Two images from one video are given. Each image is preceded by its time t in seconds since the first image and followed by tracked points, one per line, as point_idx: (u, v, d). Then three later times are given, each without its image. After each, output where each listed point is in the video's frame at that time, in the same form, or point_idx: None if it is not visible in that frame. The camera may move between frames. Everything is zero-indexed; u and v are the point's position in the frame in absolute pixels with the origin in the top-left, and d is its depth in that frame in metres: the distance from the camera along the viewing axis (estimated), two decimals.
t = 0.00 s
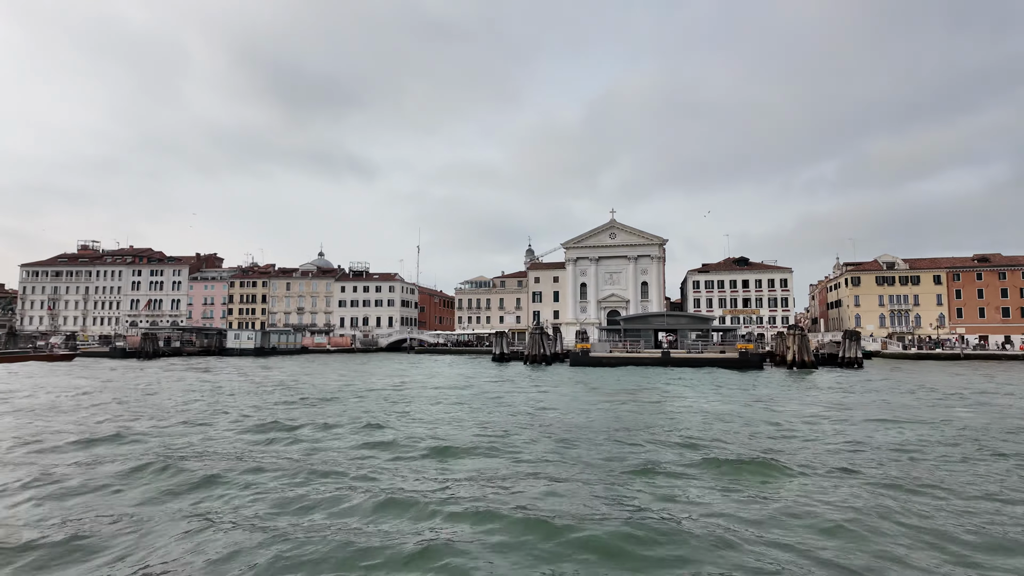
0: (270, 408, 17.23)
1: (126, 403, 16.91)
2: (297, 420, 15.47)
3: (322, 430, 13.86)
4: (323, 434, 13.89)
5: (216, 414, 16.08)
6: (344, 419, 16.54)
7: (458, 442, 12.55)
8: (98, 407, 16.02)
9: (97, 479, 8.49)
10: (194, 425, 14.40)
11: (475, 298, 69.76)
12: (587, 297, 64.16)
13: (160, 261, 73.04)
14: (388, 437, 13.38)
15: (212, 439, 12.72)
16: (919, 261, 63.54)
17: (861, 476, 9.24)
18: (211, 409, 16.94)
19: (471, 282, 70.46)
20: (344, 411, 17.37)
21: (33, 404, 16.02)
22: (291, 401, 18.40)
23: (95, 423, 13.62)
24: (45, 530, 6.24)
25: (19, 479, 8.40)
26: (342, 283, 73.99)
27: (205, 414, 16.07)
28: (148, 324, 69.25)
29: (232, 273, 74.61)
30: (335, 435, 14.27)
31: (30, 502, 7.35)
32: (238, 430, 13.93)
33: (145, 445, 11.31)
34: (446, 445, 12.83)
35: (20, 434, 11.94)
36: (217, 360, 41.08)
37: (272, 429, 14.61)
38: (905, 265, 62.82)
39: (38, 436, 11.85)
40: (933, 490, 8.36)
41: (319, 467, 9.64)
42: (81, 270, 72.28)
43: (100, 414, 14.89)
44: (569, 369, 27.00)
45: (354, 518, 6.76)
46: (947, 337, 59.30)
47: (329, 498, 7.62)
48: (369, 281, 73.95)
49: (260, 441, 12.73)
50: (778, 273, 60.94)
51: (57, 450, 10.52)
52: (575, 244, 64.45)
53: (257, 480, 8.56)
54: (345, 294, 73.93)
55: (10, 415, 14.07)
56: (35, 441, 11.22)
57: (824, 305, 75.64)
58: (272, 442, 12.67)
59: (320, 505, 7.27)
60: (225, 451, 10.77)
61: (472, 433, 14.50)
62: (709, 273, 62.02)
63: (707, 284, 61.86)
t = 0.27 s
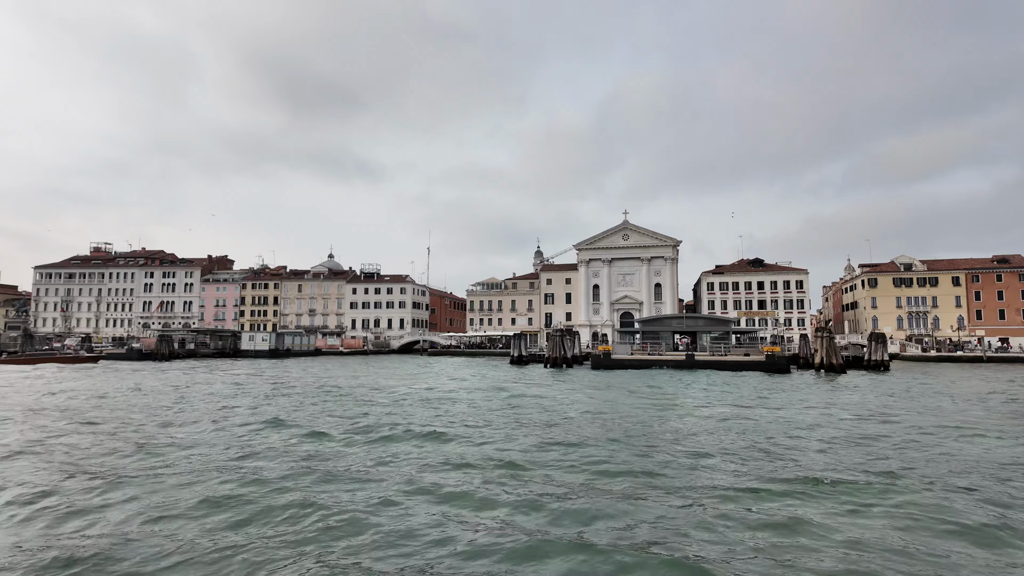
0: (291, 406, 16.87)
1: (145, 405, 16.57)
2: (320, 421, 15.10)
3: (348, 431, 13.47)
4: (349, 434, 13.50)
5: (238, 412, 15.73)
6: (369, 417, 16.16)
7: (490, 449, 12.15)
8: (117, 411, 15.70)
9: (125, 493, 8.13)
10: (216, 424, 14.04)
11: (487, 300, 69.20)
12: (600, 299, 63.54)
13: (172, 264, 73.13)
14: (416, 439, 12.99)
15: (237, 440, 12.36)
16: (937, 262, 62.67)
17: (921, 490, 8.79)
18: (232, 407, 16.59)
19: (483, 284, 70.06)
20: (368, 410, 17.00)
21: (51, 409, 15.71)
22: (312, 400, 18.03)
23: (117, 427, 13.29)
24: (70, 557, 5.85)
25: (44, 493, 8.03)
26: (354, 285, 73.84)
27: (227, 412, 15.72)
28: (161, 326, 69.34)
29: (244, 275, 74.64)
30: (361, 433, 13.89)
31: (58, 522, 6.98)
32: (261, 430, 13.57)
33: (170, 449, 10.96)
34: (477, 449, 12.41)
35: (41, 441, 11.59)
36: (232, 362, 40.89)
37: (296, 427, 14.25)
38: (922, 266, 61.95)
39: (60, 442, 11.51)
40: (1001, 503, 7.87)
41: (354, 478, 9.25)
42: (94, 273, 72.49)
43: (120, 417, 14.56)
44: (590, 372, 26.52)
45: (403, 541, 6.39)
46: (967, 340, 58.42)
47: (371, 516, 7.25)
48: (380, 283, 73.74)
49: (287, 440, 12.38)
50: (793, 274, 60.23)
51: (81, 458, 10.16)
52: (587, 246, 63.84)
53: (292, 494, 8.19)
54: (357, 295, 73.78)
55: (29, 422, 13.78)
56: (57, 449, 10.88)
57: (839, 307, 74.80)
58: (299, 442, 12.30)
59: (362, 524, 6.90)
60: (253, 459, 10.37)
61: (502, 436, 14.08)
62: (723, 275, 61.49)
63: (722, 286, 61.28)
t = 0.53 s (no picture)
0: (322, 407, 16.66)
1: (176, 407, 16.41)
2: (354, 424, 14.86)
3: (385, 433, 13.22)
4: (385, 436, 13.26)
5: (271, 414, 15.54)
6: (402, 418, 15.89)
7: (533, 455, 11.82)
8: (150, 413, 15.57)
9: (170, 502, 7.85)
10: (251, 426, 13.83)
11: (504, 302, 68.57)
12: (619, 301, 62.71)
13: (191, 267, 73.62)
14: (455, 442, 12.71)
15: (275, 441, 12.16)
16: (964, 263, 61.41)
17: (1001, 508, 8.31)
18: (263, 408, 16.39)
19: (501, 286, 69.62)
20: (400, 411, 16.74)
21: (83, 413, 15.58)
22: (343, 402, 17.81)
23: (152, 429, 13.11)
24: None
25: (90, 501, 7.80)
26: (372, 288, 73.87)
27: (259, 413, 15.53)
28: (181, 329, 69.76)
29: (263, 278, 74.97)
30: (397, 434, 13.63)
31: (110, 532, 6.73)
32: (298, 432, 13.34)
33: (210, 450, 10.75)
34: (519, 454, 12.09)
35: (79, 445, 11.41)
36: (254, 365, 40.92)
37: (332, 429, 14.02)
38: (950, 267, 60.73)
39: (98, 445, 11.33)
40: None
41: (403, 487, 8.98)
42: (115, 276, 73.14)
43: (153, 419, 14.40)
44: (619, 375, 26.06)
45: (468, 558, 6.04)
46: (997, 342, 57.12)
47: (430, 527, 6.97)
48: (398, 285, 73.69)
49: (326, 441, 12.15)
50: (817, 275, 59.25)
51: (121, 462, 9.96)
52: (606, 247, 63.11)
53: (342, 504, 7.87)
54: (374, 298, 73.82)
55: (63, 426, 13.62)
56: (96, 452, 10.70)
57: (863, 308, 73.59)
58: (338, 444, 12.08)
59: (421, 538, 6.57)
60: (296, 463, 10.13)
61: (541, 440, 13.75)
62: (745, 277, 60.72)
63: (744, 288, 60.50)
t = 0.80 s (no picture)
0: (360, 412, 16.42)
1: (213, 412, 16.30)
2: (395, 427, 14.59)
3: (429, 436, 12.92)
4: (429, 438, 12.96)
5: (310, 418, 15.33)
6: (442, 423, 15.58)
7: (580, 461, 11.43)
8: (189, 418, 15.46)
9: (216, 507, 7.61)
10: (291, 430, 13.61)
11: (528, 305, 67.87)
12: (646, 303, 61.90)
13: (220, 271, 74.60)
14: (501, 443, 12.38)
15: (319, 445, 11.91)
16: (1004, 263, 59.51)
17: None
18: (301, 413, 16.20)
19: (525, 289, 69.14)
20: (439, 416, 16.44)
21: (124, 418, 15.54)
22: (380, 407, 17.59)
23: (193, 434, 12.95)
24: None
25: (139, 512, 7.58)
26: (396, 291, 74.07)
27: (298, 417, 15.34)
28: (210, 333, 70.62)
29: (289, 282, 75.69)
30: (440, 436, 13.33)
31: (167, 545, 6.48)
32: (339, 435, 13.09)
33: (254, 454, 10.54)
34: (568, 459, 11.69)
35: (123, 451, 11.27)
36: (283, 369, 41.12)
37: (373, 432, 13.76)
38: (989, 268, 58.89)
39: (142, 451, 11.16)
40: None
41: (458, 493, 8.65)
42: (145, 280, 74.38)
43: (193, 424, 14.27)
44: (654, 379, 25.49)
45: None
46: None
47: (492, 553, 6.61)
48: (422, 289, 73.77)
49: (370, 443, 11.88)
50: (851, 277, 57.84)
51: (168, 468, 9.76)
52: (632, 249, 62.35)
53: (391, 514, 7.57)
54: (399, 301, 73.98)
55: (105, 429, 13.55)
56: (141, 459, 10.52)
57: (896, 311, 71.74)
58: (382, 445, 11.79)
59: (486, 564, 6.21)
60: (344, 465, 9.85)
61: (588, 444, 13.32)
62: (775, 279, 59.51)
63: (774, 290, 59.39)
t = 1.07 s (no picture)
0: (403, 418, 16.16)
1: (257, 417, 16.21)
2: (441, 433, 14.27)
3: (478, 444, 12.56)
4: (478, 445, 12.60)
5: (354, 425, 15.10)
6: (488, 429, 15.21)
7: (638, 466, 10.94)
8: (234, 423, 15.39)
9: (273, 515, 7.34)
10: (337, 436, 13.40)
11: (559, 309, 67.07)
12: (680, 307, 60.81)
13: (255, 276, 75.86)
14: (553, 448, 11.96)
15: (367, 451, 11.64)
16: None
17: None
18: (344, 419, 15.99)
19: (556, 293, 68.38)
20: (483, 422, 16.08)
21: (169, 424, 15.53)
22: (423, 414, 17.34)
23: (240, 441, 12.82)
24: None
25: (196, 519, 7.36)
26: (427, 296, 74.26)
27: (342, 423, 15.14)
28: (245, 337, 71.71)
29: (322, 287, 76.56)
30: (489, 443, 12.96)
31: (226, 553, 6.22)
32: (387, 442, 12.82)
33: (305, 462, 10.31)
34: (626, 467, 11.21)
35: (173, 458, 11.15)
36: (319, 374, 41.35)
37: (420, 438, 13.46)
38: None
39: (191, 458, 11.03)
40: None
41: (520, 504, 8.24)
42: (183, 286, 75.97)
43: (239, 429, 14.17)
44: (699, 384, 24.75)
45: None
46: None
47: (568, 564, 6.18)
48: (453, 293, 73.80)
49: (420, 450, 11.58)
50: (894, 279, 55.97)
51: (220, 478, 9.57)
52: (665, 252, 61.35)
53: (454, 525, 7.19)
54: (429, 306, 74.12)
55: (153, 435, 13.52)
56: (191, 467, 10.36)
57: (942, 314, 69.25)
58: (432, 452, 11.47)
59: None
60: (396, 473, 9.54)
61: (643, 452, 12.81)
62: (814, 281, 57.88)
63: (813, 293, 57.81)
